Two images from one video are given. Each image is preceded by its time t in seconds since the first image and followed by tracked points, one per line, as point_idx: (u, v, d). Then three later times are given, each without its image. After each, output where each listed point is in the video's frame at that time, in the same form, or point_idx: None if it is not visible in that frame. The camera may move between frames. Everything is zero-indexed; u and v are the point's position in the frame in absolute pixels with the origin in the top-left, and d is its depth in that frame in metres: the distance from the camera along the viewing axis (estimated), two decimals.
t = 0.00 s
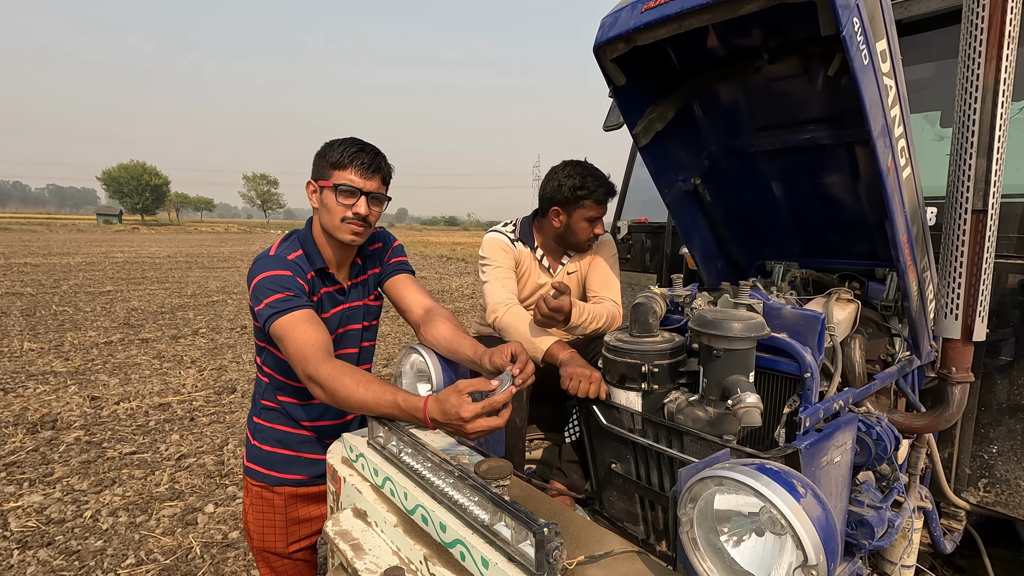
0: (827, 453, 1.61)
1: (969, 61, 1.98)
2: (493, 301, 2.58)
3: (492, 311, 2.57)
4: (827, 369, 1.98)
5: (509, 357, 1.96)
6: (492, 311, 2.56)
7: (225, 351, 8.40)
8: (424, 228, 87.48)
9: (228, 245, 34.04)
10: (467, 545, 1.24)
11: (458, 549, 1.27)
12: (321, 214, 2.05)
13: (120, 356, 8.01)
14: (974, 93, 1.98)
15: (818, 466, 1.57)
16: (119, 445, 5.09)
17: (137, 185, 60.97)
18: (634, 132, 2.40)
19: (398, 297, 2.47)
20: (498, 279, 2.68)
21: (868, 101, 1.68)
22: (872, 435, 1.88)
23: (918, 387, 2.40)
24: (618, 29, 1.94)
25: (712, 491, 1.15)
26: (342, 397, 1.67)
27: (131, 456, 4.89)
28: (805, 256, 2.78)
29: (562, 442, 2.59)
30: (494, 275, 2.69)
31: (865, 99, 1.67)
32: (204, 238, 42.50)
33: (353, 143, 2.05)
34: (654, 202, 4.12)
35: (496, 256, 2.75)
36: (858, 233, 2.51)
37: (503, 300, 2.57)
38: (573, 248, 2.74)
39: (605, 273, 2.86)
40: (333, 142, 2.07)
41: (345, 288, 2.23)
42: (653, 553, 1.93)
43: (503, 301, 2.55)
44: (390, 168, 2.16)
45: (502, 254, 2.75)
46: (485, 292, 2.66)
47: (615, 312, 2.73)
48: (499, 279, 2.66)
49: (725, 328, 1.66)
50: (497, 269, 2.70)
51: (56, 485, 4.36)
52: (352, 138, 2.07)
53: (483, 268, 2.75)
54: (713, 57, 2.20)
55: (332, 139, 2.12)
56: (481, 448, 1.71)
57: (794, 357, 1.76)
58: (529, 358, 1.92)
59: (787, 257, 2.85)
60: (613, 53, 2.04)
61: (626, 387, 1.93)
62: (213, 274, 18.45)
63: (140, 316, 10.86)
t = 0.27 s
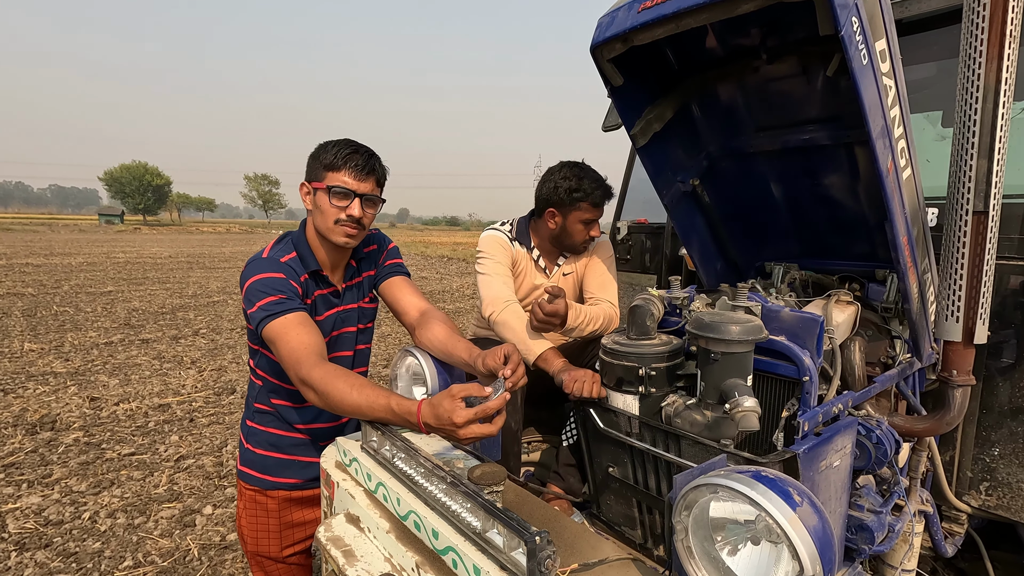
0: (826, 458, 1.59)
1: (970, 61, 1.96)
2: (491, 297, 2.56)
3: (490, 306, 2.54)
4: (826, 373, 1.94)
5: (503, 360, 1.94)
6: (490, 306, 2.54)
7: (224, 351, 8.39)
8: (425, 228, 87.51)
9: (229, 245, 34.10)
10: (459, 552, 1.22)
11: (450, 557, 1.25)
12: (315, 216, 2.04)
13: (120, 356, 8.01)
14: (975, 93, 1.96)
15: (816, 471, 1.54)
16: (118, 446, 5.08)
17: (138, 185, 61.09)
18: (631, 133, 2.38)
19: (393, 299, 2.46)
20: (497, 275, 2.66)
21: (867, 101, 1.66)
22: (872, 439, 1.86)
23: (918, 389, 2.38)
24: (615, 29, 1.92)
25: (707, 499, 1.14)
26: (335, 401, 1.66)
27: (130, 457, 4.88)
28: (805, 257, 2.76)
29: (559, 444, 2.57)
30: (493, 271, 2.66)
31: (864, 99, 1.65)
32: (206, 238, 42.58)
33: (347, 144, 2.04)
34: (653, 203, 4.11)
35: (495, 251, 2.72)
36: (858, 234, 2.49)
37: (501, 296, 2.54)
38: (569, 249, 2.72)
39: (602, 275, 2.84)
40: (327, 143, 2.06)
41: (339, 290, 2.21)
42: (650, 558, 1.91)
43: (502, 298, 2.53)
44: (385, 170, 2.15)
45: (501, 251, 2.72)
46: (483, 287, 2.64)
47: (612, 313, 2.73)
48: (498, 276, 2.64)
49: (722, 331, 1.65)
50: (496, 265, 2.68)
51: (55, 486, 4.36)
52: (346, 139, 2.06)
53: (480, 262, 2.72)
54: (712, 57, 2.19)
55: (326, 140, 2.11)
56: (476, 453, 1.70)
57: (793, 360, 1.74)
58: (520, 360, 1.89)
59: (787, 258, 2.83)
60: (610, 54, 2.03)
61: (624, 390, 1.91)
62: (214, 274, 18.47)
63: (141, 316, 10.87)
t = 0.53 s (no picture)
0: (830, 459, 1.57)
1: (975, 58, 1.93)
2: (495, 287, 2.50)
3: (494, 296, 2.47)
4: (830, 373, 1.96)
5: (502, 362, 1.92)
6: (495, 295, 2.47)
7: (225, 352, 8.39)
8: (426, 228, 87.54)
9: (231, 246, 34.16)
10: (457, 556, 1.20)
11: (448, 561, 1.24)
12: (313, 215, 2.02)
13: (121, 357, 8.01)
14: (980, 90, 1.93)
15: (820, 473, 1.52)
16: (118, 447, 5.07)
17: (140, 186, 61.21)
18: (633, 132, 2.36)
19: (391, 299, 2.44)
20: (503, 266, 2.61)
21: (872, 98, 1.64)
22: (876, 441, 1.84)
23: (922, 390, 2.36)
24: (615, 27, 1.90)
25: (709, 503, 1.12)
26: (332, 402, 1.64)
27: (130, 457, 4.87)
28: (807, 257, 2.74)
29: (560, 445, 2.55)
30: (499, 262, 2.61)
31: (869, 96, 1.63)
32: (207, 239, 42.64)
33: (345, 143, 2.02)
34: (654, 202, 4.09)
35: (499, 246, 2.69)
36: (861, 234, 2.47)
37: (506, 286, 2.49)
38: (569, 250, 2.70)
39: (603, 274, 2.82)
40: (324, 142, 2.04)
41: (337, 290, 2.20)
42: (652, 560, 1.89)
43: (508, 288, 2.47)
44: (383, 169, 2.13)
45: (506, 245, 2.69)
46: (488, 276, 2.58)
47: (613, 312, 2.71)
48: (504, 266, 2.59)
49: (724, 331, 1.63)
50: (502, 257, 2.64)
51: (54, 487, 4.35)
52: (344, 138, 2.04)
53: (484, 255, 2.68)
54: (714, 54, 2.17)
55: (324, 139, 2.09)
56: (475, 454, 1.68)
57: (796, 361, 1.72)
58: (518, 362, 1.88)
59: (790, 258, 2.80)
60: (611, 51, 2.01)
61: (625, 391, 1.90)
62: (215, 274, 18.48)
63: (142, 317, 10.88)
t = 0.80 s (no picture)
0: (832, 460, 1.56)
1: (977, 56, 1.92)
2: (489, 293, 2.53)
3: (489, 302, 2.51)
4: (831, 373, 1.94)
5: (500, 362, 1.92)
6: (488, 302, 2.51)
7: (226, 352, 8.39)
8: (427, 228, 87.58)
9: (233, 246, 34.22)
10: (456, 557, 1.19)
11: (447, 561, 1.23)
12: (312, 215, 2.02)
13: (122, 357, 8.02)
14: (982, 89, 1.92)
15: (821, 473, 1.51)
16: (118, 447, 5.07)
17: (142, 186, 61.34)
18: (633, 131, 2.35)
19: (391, 298, 2.43)
20: (499, 270, 2.63)
21: (874, 97, 1.63)
22: (878, 441, 1.82)
23: (924, 391, 2.35)
24: (615, 25, 1.89)
25: (709, 503, 1.11)
26: (331, 402, 1.63)
27: (131, 457, 4.87)
28: (809, 256, 2.73)
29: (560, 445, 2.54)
30: (495, 267, 2.63)
31: (870, 95, 1.62)
32: (209, 239, 42.71)
33: (344, 143, 2.02)
34: (655, 202, 4.08)
35: (497, 248, 2.69)
36: (863, 233, 2.46)
37: (499, 291, 2.51)
38: (569, 250, 2.69)
39: (604, 274, 2.82)
40: (323, 142, 2.04)
41: (336, 290, 2.19)
42: (652, 561, 1.88)
43: (501, 293, 2.50)
44: (383, 169, 2.13)
45: (504, 248, 2.69)
46: (483, 281, 2.60)
47: (613, 312, 2.70)
48: (499, 271, 2.60)
49: (725, 331, 1.62)
50: (498, 261, 2.64)
51: (55, 487, 4.34)
52: (343, 138, 2.04)
53: (483, 256, 2.69)
54: (715, 53, 2.16)
55: (323, 139, 2.08)
56: (475, 454, 1.67)
57: (797, 361, 1.71)
58: (518, 361, 1.87)
59: (791, 257, 2.79)
60: (611, 50, 2.00)
61: (625, 391, 1.89)
62: (217, 275, 18.51)
63: (144, 317, 10.89)
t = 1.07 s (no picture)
0: (832, 460, 1.56)
1: (978, 56, 1.92)
2: (480, 306, 2.58)
3: (481, 315, 2.57)
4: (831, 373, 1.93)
5: (498, 362, 1.92)
6: (480, 316, 2.56)
7: (227, 352, 8.40)
8: (428, 229, 87.62)
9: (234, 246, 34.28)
10: (455, 556, 1.20)
11: (447, 561, 1.23)
12: (312, 215, 2.02)
13: (124, 356, 8.04)
14: (983, 88, 1.92)
15: (821, 473, 1.51)
16: (120, 446, 5.08)
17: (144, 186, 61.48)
18: (633, 130, 2.35)
19: (392, 299, 2.44)
20: (492, 278, 2.66)
21: (874, 96, 1.63)
22: (878, 441, 1.82)
23: (925, 390, 2.34)
24: (615, 25, 1.89)
25: (709, 503, 1.11)
26: (331, 402, 1.64)
27: (132, 457, 4.88)
28: (809, 257, 2.73)
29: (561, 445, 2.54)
30: (487, 278, 2.66)
31: (870, 95, 1.62)
32: (210, 239, 42.78)
33: (344, 143, 2.02)
34: (656, 202, 4.08)
35: (491, 258, 2.72)
36: (864, 233, 2.45)
37: (490, 303, 2.56)
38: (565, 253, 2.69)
39: (604, 274, 2.81)
40: (323, 142, 2.04)
41: (337, 289, 2.19)
42: (652, 561, 1.88)
43: (491, 305, 2.54)
44: (383, 169, 2.13)
45: (496, 257, 2.72)
46: (475, 295, 2.66)
47: (614, 313, 2.69)
48: (490, 283, 2.64)
49: (726, 331, 1.62)
50: (490, 271, 2.68)
51: (57, 487, 4.35)
52: (343, 138, 2.04)
53: (477, 268, 2.74)
54: (715, 53, 2.16)
55: (323, 139, 2.09)
56: (475, 454, 1.67)
57: (797, 361, 1.71)
58: (516, 362, 1.86)
59: (792, 257, 2.79)
60: (611, 50, 2.00)
61: (625, 391, 1.89)
62: (218, 275, 18.54)
63: (145, 317, 10.92)
